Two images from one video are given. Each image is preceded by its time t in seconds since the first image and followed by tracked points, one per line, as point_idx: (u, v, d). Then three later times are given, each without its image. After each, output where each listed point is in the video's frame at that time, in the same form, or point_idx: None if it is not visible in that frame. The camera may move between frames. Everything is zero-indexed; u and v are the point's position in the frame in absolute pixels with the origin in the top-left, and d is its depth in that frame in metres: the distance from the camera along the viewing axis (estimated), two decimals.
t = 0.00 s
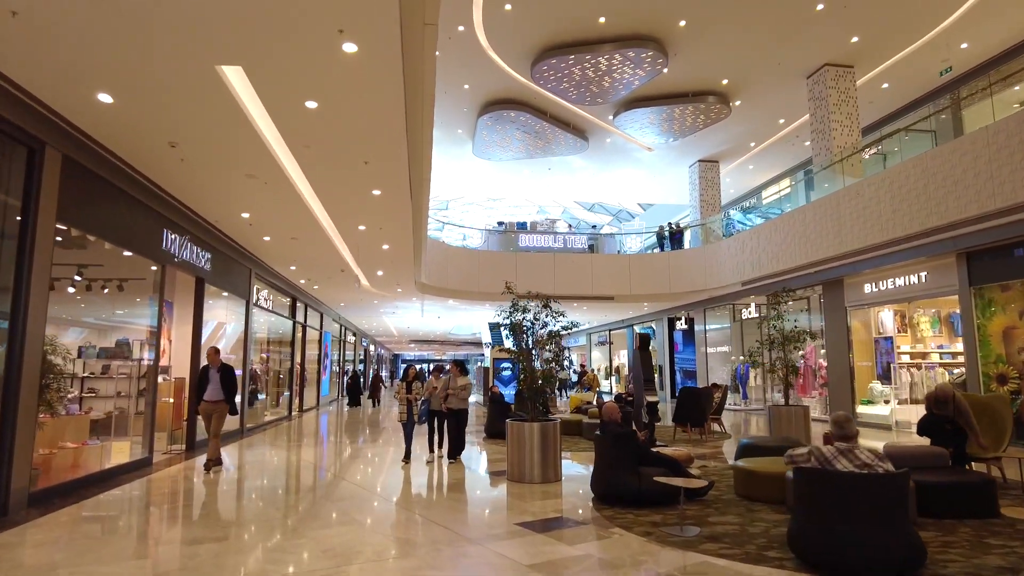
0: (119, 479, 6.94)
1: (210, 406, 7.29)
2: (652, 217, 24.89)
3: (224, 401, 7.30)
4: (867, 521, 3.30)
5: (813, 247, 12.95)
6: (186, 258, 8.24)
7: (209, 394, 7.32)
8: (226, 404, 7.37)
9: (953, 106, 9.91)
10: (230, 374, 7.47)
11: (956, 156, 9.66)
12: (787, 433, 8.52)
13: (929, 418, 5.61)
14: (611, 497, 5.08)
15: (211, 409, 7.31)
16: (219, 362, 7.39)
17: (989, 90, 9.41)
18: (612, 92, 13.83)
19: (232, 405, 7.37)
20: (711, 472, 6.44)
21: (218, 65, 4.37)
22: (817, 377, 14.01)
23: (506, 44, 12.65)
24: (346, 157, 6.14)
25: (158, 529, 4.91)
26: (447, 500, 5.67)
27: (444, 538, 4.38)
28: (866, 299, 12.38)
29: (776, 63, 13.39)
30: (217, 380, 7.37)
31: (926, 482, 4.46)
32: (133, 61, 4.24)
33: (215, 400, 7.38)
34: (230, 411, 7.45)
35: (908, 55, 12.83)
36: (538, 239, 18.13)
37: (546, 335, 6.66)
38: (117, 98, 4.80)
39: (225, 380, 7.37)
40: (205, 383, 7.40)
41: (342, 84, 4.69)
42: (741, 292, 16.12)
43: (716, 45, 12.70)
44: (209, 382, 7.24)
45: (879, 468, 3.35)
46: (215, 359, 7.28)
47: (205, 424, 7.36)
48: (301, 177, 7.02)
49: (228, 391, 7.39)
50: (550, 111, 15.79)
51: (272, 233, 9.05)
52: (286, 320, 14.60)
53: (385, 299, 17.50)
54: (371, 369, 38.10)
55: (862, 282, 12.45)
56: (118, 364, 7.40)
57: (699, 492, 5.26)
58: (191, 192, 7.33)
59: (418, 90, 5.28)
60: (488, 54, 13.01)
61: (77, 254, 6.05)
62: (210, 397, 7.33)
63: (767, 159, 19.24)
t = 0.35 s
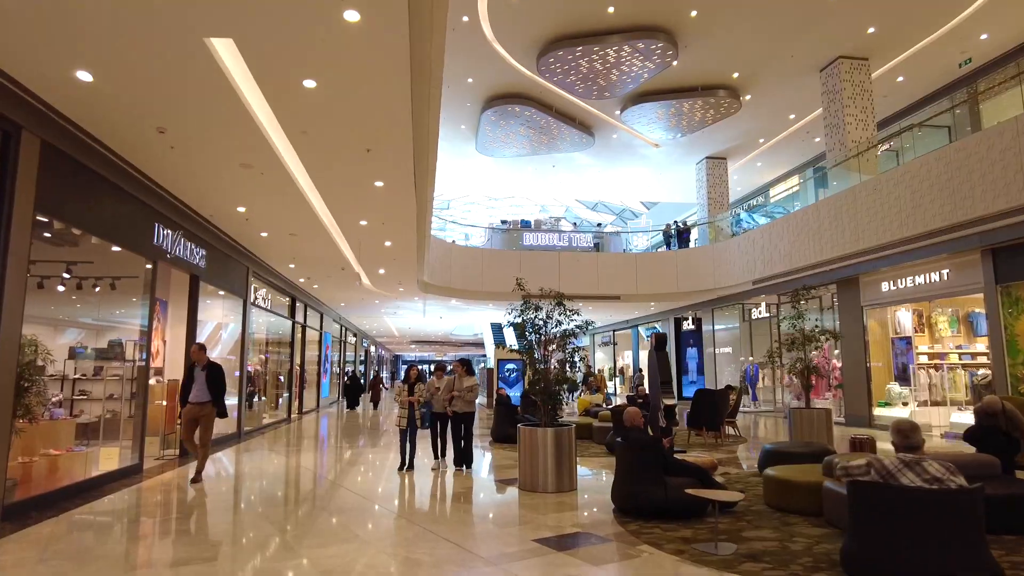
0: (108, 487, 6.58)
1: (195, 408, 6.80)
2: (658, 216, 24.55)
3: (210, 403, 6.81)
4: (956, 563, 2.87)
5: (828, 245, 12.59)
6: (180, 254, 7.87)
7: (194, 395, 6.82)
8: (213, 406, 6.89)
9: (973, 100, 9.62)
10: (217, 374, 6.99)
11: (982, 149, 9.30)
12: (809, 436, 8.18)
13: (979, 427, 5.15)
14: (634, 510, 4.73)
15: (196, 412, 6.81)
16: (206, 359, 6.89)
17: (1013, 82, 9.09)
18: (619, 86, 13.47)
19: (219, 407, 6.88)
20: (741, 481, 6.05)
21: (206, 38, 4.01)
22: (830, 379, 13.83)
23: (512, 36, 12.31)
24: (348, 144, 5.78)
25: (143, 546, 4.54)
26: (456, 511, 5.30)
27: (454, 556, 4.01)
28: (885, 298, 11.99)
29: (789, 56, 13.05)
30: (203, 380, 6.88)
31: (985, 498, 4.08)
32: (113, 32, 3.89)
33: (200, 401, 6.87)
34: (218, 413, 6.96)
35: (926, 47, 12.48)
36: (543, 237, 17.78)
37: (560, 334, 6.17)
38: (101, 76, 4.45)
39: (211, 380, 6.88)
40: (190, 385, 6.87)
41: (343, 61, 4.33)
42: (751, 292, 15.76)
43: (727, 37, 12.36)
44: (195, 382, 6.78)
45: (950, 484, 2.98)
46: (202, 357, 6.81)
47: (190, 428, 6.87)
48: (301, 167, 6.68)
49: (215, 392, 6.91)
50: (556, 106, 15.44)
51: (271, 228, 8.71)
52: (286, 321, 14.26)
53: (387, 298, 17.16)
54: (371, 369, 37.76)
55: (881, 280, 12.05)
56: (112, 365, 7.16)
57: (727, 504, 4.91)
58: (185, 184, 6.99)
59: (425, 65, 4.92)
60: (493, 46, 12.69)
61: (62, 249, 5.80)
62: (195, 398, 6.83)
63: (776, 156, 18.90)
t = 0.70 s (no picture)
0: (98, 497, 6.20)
1: (177, 416, 6.13)
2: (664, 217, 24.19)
3: (196, 412, 6.14)
4: None
5: (846, 245, 12.22)
6: (174, 252, 7.49)
7: (176, 404, 6.11)
8: (200, 415, 6.21)
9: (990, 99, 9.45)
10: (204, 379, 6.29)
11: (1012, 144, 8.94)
12: (833, 444, 7.80)
13: None
14: (664, 527, 4.37)
15: (180, 421, 6.13)
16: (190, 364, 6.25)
17: None
18: (629, 81, 13.09)
19: (207, 417, 6.22)
20: (771, 494, 5.72)
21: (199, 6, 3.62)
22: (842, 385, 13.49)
23: (520, 30, 11.98)
24: (354, 131, 5.41)
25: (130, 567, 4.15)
26: (469, 527, 4.91)
27: None
28: (906, 300, 11.46)
29: (805, 51, 12.70)
30: (187, 388, 6.16)
31: None
32: None
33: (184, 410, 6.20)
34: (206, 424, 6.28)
35: (946, 42, 12.13)
36: (549, 238, 17.39)
37: (579, 337, 5.74)
38: (88, 54, 4.09)
39: (196, 387, 6.19)
40: (173, 391, 6.19)
41: (350, 36, 3.95)
42: (764, 294, 15.36)
43: (742, 30, 12.01)
44: (177, 390, 6.09)
45: None
46: (184, 362, 6.13)
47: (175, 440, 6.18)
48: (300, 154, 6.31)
49: (200, 401, 6.22)
50: (564, 103, 15.09)
51: (271, 225, 8.34)
52: (286, 323, 13.87)
53: (390, 300, 16.79)
54: (371, 372, 37.31)
55: (901, 281, 11.53)
56: (107, 368, 6.95)
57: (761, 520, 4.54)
58: (181, 176, 6.63)
59: (439, 44, 4.54)
60: (501, 40, 12.35)
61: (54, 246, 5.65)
62: (178, 407, 6.15)
63: (786, 156, 18.55)
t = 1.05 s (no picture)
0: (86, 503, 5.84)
1: (148, 417, 5.47)
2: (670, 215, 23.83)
3: (170, 412, 5.53)
4: None
5: (863, 241, 11.85)
6: (167, 244, 7.15)
7: (149, 404, 5.49)
8: (175, 415, 5.58)
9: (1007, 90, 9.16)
10: (179, 375, 5.67)
11: None
12: (858, 448, 7.42)
13: None
14: (694, 540, 4.02)
15: (152, 423, 5.47)
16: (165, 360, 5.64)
17: None
18: (638, 72, 12.71)
19: (182, 417, 5.58)
20: (805, 502, 5.35)
21: None
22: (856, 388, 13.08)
23: (527, 19, 11.64)
24: (357, 110, 5.04)
25: None
26: (481, 538, 4.54)
27: None
28: (923, 297, 11.11)
29: (820, 41, 12.36)
30: (160, 384, 5.54)
31: None
32: None
33: (158, 411, 5.55)
34: (182, 427, 5.63)
35: (965, 31, 11.79)
36: (554, 234, 17.01)
37: (598, 330, 5.33)
38: (66, 15, 3.76)
39: (171, 384, 5.57)
40: (143, 389, 5.53)
41: None
42: (776, 292, 15.00)
43: (755, 19, 11.67)
44: (149, 386, 5.48)
45: None
46: (156, 356, 5.53)
47: (148, 446, 5.52)
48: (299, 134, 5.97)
49: (174, 400, 5.58)
50: (571, 96, 14.72)
51: (270, 217, 7.98)
52: (286, 321, 13.51)
53: (392, 298, 16.44)
54: (372, 372, 36.95)
55: (920, 278, 11.14)
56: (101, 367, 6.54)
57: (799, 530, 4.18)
58: (174, 162, 6.28)
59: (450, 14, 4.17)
60: (507, 30, 12.02)
61: (42, 236, 5.51)
62: (151, 406, 5.50)
63: (796, 151, 18.20)
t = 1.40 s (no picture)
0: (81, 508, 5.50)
1: (126, 423, 4.79)
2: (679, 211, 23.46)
3: (150, 417, 4.80)
4: None
5: (884, 234, 11.43)
6: (166, 233, 6.77)
7: (125, 407, 4.78)
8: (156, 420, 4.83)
9: None
10: (163, 375, 4.94)
11: None
12: (891, 449, 7.04)
13: None
14: (742, 549, 3.70)
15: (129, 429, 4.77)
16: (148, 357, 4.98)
17: None
18: (651, 61, 12.33)
19: (164, 423, 4.85)
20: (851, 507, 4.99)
21: None
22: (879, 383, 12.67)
23: (538, 5, 11.29)
24: (367, 82, 4.68)
25: None
26: (505, 544, 4.16)
27: None
28: (949, 291, 10.68)
29: (839, 29, 11.99)
30: (139, 384, 4.84)
31: None
32: None
33: (137, 414, 4.84)
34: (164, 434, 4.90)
35: (991, 17, 11.39)
36: (562, 229, 16.64)
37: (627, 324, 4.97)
38: None
39: (153, 385, 4.87)
40: (120, 389, 4.83)
41: None
42: (792, 287, 14.60)
43: (773, 6, 11.31)
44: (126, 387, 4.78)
45: None
46: (139, 352, 4.88)
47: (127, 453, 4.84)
48: (304, 111, 5.58)
49: (158, 403, 4.86)
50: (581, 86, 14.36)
51: (273, 206, 7.62)
52: (289, 317, 13.16)
53: (398, 294, 16.10)
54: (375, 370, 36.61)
55: (946, 272, 10.69)
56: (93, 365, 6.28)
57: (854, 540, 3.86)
58: (171, 144, 5.90)
59: None
60: (517, 17, 11.66)
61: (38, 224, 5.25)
62: (128, 410, 4.80)
63: (809, 145, 17.81)
